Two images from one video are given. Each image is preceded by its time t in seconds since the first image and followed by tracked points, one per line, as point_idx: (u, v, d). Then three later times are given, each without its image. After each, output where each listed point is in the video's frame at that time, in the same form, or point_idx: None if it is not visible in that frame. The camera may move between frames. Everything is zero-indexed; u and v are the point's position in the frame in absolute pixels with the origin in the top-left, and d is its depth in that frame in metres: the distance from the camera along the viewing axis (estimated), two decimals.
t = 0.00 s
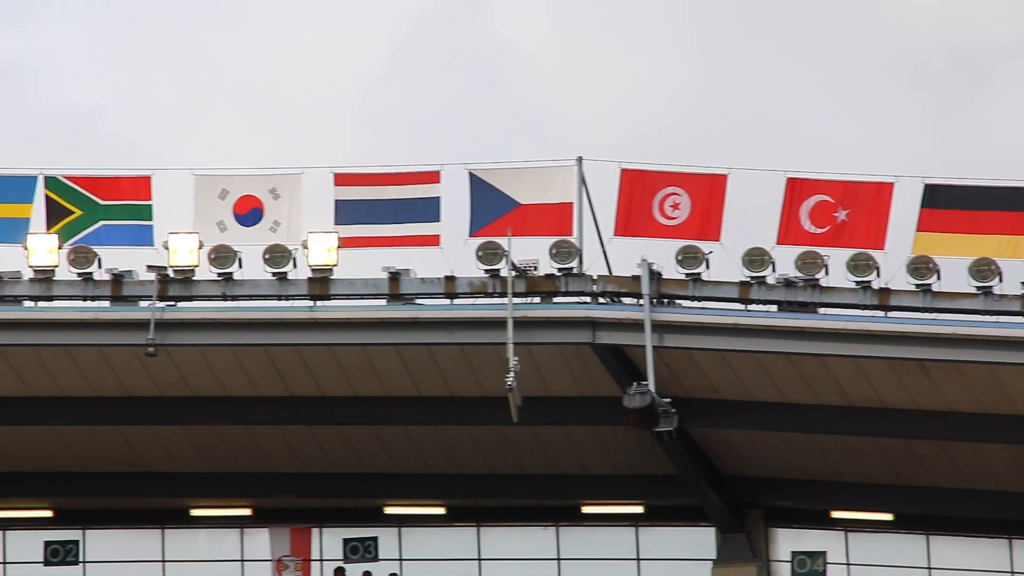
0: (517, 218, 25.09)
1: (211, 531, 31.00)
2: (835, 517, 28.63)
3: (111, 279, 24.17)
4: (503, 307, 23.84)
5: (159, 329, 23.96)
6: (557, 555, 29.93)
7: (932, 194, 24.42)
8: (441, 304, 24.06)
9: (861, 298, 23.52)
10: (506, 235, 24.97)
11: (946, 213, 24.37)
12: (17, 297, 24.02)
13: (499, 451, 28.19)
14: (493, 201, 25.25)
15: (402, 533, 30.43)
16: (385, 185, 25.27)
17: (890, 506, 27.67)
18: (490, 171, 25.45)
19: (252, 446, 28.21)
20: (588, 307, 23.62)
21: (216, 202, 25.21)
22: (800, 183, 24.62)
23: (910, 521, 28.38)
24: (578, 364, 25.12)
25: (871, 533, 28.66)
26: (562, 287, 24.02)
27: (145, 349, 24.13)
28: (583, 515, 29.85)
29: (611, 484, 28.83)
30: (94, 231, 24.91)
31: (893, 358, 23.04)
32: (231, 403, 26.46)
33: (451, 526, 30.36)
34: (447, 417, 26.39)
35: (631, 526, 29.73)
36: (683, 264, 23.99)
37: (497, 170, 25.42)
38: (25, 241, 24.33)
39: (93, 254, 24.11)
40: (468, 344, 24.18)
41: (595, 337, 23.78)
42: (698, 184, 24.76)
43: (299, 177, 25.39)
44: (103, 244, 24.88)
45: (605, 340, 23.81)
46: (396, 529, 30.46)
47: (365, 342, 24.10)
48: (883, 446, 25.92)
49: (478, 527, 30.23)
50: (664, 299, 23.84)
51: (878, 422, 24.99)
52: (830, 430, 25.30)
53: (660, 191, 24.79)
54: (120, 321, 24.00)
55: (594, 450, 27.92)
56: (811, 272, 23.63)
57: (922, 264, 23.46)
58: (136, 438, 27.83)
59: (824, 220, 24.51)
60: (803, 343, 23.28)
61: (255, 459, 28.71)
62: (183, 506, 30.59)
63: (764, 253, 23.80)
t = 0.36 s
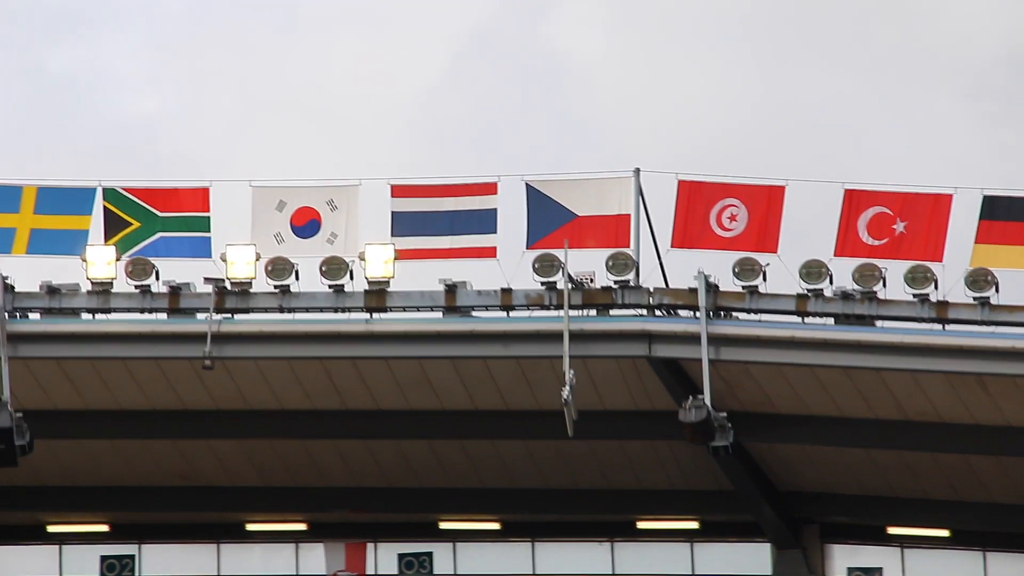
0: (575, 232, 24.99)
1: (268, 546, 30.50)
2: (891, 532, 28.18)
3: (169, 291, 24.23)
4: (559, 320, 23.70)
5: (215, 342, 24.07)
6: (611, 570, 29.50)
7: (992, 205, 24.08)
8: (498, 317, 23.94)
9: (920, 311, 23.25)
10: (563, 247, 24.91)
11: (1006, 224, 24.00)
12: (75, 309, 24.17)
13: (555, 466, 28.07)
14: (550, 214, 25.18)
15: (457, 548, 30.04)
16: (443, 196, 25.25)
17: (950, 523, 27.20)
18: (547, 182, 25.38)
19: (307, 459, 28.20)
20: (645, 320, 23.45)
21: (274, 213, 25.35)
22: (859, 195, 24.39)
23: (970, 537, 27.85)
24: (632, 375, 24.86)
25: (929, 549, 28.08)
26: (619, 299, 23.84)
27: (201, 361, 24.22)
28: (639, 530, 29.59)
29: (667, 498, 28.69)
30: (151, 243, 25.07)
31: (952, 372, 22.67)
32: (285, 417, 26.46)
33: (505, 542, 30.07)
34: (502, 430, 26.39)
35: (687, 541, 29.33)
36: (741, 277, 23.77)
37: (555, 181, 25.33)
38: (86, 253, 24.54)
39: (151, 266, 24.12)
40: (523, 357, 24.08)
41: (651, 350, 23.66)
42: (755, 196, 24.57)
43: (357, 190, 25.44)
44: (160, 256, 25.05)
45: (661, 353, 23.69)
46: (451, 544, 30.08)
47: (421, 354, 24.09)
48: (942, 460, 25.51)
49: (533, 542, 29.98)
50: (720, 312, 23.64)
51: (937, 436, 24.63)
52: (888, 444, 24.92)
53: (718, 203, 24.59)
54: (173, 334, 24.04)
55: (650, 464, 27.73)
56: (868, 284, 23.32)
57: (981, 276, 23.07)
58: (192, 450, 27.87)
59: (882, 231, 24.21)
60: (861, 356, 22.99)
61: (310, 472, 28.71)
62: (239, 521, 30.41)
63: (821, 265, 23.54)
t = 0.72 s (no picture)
0: (623, 239, 25.22)
1: (317, 552, 30.48)
2: (941, 539, 28.11)
3: (217, 299, 24.31)
4: (609, 328, 23.99)
5: (265, 350, 24.27)
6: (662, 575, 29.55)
7: None
8: (547, 325, 24.24)
9: (970, 319, 23.31)
10: (612, 255, 25.15)
11: None
12: (125, 317, 24.18)
13: (603, 472, 28.32)
14: (599, 222, 25.42)
15: (507, 553, 30.12)
16: (492, 205, 25.59)
17: (1002, 529, 27.12)
18: (596, 191, 25.59)
19: (358, 466, 28.44)
20: (694, 327, 23.71)
21: (322, 222, 25.50)
22: (908, 204, 24.42)
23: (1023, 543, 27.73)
24: (682, 384, 25.17)
25: (980, 556, 27.97)
26: (668, 307, 24.03)
27: (251, 369, 24.42)
28: (690, 536, 29.64)
29: (717, 505, 28.80)
30: (200, 252, 25.17)
31: (1003, 379, 22.72)
32: (335, 424, 26.72)
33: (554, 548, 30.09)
34: (549, 438, 26.60)
35: (737, 547, 29.41)
36: (789, 285, 23.91)
37: (605, 190, 25.54)
38: (133, 261, 24.41)
39: (200, 274, 24.40)
40: (573, 365, 24.36)
41: (701, 357, 23.89)
42: (804, 204, 24.69)
43: (405, 199, 25.66)
44: (210, 265, 25.09)
45: (711, 360, 23.90)
46: (500, 550, 30.16)
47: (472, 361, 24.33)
48: (993, 467, 25.50)
49: (583, 548, 29.94)
50: (769, 320, 23.80)
51: (987, 443, 24.63)
52: (938, 450, 24.94)
53: (767, 211, 24.76)
54: (225, 342, 24.26)
55: (699, 471, 27.94)
56: (917, 292, 23.36)
57: None
58: (242, 455, 28.11)
59: (932, 240, 24.27)
60: (911, 364, 23.02)
61: (359, 479, 28.88)
62: (289, 526, 30.43)
63: (871, 273, 23.64)
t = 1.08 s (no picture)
0: (683, 241, 25.32)
1: (378, 554, 30.03)
2: (1002, 543, 27.72)
3: (278, 303, 24.51)
4: (668, 331, 24.07)
5: (325, 352, 24.41)
6: None
7: None
8: (608, 328, 24.37)
9: None
10: (672, 258, 25.24)
11: None
12: (185, 320, 24.23)
13: (664, 475, 28.42)
14: (659, 225, 25.50)
15: (567, 556, 29.83)
16: (552, 208, 25.76)
17: None
18: (655, 194, 25.68)
19: (418, 469, 28.60)
20: (754, 330, 23.74)
21: (383, 225, 25.80)
22: (968, 206, 24.36)
23: None
24: (744, 390, 25.31)
25: None
26: (729, 310, 24.16)
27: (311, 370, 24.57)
28: (751, 539, 29.52)
29: (779, 508, 28.79)
30: (261, 255, 25.45)
31: None
32: (395, 427, 26.95)
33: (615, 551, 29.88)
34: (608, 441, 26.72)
35: (797, 551, 29.31)
36: (850, 288, 23.89)
37: (664, 193, 25.64)
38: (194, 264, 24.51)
39: (261, 277, 24.59)
40: (633, 368, 24.48)
41: (761, 361, 23.91)
42: (865, 207, 24.71)
43: (465, 202, 25.89)
44: (270, 267, 25.43)
45: (772, 364, 23.90)
46: (561, 553, 29.86)
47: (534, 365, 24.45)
48: None
49: (644, 552, 29.78)
50: (830, 323, 23.77)
51: None
52: (1001, 454, 24.79)
53: (828, 214, 24.73)
54: (284, 345, 24.46)
55: (760, 474, 28.00)
56: (979, 296, 23.41)
57: None
58: (303, 459, 28.26)
59: (993, 243, 24.17)
60: (973, 367, 23.00)
61: (420, 481, 28.95)
62: (349, 528, 30.14)
63: (932, 276, 23.60)
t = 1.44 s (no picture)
0: (726, 241, 25.38)
1: (420, 554, 30.21)
2: None
3: (321, 303, 24.72)
4: (711, 331, 24.14)
5: (368, 352, 24.64)
6: None
7: None
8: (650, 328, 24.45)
9: None
10: (714, 258, 25.28)
11: None
12: (229, 321, 24.49)
13: (706, 475, 28.43)
14: (701, 225, 25.56)
15: (610, 556, 29.91)
16: (595, 208, 25.87)
17: None
18: (697, 194, 25.74)
19: (461, 469, 28.74)
20: (796, 330, 23.76)
21: (425, 225, 25.96)
22: (1012, 206, 24.24)
23: None
24: (787, 390, 25.38)
25: None
26: (771, 310, 24.17)
27: (354, 371, 24.80)
28: (793, 539, 29.58)
29: (824, 507, 28.80)
30: (304, 256, 25.74)
31: None
32: (438, 427, 27.08)
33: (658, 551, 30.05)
34: (650, 441, 26.82)
35: (840, 551, 29.37)
36: (893, 288, 23.87)
37: (707, 194, 25.68)
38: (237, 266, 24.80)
39: (303, 277, 24.80)
40: (676, 368, 24.53)
41: (804, 360, 23.90)
42: (908, 207, 24.66)
43: (507, 202, 26.07)
44: (313, 268, 25.69)
45: (815, 363, 23.90)
46: (603, 553, 29.96)
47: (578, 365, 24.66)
48: None
49: (686, 551, 29.88)
50: (873, 323, 23.75)
51: None
52: None
53: (871, 214, 24.73)
54: (327, 345, 24.63)
55: (802, 473, 28.00)
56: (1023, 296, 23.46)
57: None
58: (346, 460, 28.45)
59: None
60: (1017, 368, 23.01)
61: (462, 480, 29.08)
62: (392, 528, 30.27)
63: (975, 276, 23.57)
